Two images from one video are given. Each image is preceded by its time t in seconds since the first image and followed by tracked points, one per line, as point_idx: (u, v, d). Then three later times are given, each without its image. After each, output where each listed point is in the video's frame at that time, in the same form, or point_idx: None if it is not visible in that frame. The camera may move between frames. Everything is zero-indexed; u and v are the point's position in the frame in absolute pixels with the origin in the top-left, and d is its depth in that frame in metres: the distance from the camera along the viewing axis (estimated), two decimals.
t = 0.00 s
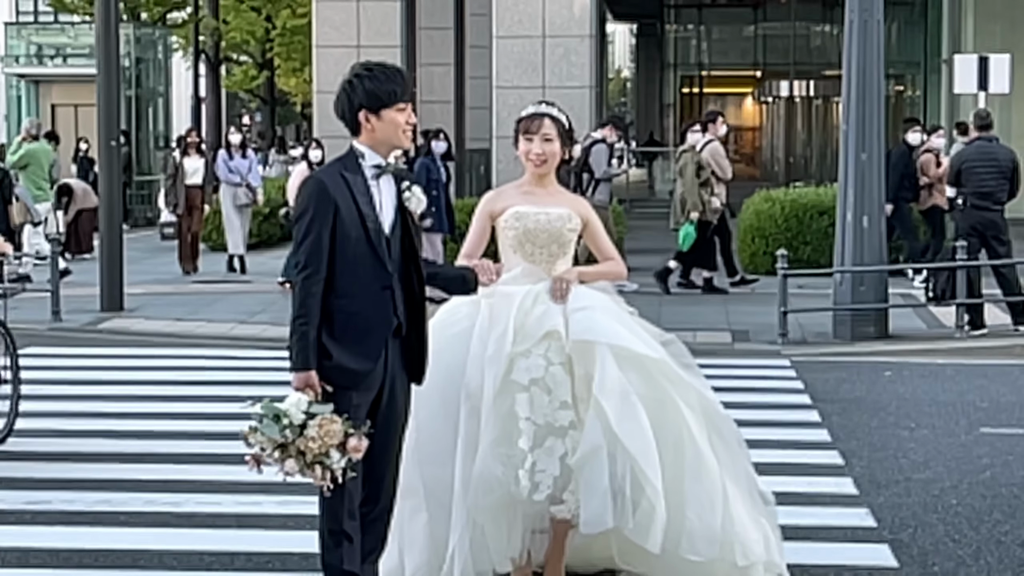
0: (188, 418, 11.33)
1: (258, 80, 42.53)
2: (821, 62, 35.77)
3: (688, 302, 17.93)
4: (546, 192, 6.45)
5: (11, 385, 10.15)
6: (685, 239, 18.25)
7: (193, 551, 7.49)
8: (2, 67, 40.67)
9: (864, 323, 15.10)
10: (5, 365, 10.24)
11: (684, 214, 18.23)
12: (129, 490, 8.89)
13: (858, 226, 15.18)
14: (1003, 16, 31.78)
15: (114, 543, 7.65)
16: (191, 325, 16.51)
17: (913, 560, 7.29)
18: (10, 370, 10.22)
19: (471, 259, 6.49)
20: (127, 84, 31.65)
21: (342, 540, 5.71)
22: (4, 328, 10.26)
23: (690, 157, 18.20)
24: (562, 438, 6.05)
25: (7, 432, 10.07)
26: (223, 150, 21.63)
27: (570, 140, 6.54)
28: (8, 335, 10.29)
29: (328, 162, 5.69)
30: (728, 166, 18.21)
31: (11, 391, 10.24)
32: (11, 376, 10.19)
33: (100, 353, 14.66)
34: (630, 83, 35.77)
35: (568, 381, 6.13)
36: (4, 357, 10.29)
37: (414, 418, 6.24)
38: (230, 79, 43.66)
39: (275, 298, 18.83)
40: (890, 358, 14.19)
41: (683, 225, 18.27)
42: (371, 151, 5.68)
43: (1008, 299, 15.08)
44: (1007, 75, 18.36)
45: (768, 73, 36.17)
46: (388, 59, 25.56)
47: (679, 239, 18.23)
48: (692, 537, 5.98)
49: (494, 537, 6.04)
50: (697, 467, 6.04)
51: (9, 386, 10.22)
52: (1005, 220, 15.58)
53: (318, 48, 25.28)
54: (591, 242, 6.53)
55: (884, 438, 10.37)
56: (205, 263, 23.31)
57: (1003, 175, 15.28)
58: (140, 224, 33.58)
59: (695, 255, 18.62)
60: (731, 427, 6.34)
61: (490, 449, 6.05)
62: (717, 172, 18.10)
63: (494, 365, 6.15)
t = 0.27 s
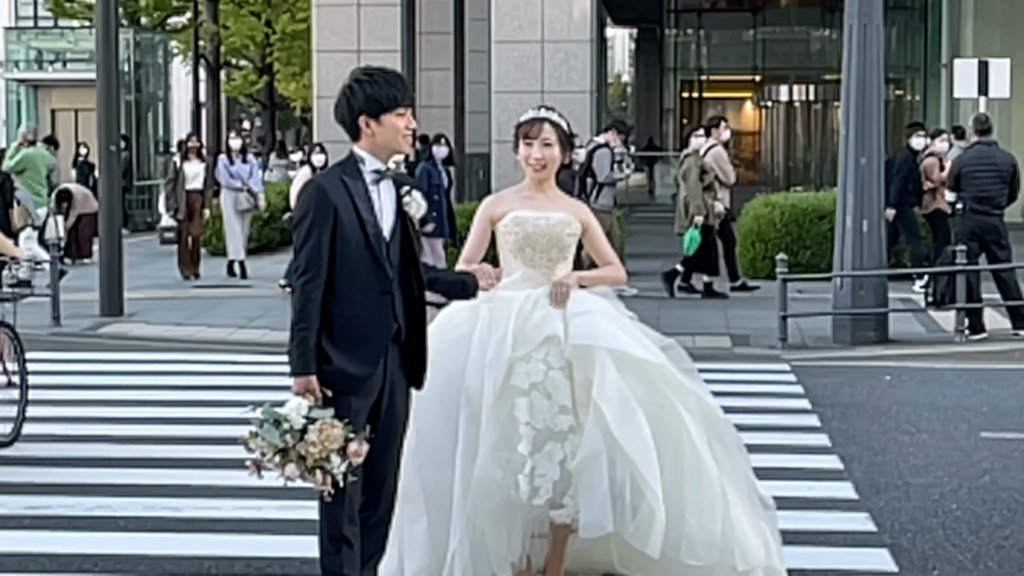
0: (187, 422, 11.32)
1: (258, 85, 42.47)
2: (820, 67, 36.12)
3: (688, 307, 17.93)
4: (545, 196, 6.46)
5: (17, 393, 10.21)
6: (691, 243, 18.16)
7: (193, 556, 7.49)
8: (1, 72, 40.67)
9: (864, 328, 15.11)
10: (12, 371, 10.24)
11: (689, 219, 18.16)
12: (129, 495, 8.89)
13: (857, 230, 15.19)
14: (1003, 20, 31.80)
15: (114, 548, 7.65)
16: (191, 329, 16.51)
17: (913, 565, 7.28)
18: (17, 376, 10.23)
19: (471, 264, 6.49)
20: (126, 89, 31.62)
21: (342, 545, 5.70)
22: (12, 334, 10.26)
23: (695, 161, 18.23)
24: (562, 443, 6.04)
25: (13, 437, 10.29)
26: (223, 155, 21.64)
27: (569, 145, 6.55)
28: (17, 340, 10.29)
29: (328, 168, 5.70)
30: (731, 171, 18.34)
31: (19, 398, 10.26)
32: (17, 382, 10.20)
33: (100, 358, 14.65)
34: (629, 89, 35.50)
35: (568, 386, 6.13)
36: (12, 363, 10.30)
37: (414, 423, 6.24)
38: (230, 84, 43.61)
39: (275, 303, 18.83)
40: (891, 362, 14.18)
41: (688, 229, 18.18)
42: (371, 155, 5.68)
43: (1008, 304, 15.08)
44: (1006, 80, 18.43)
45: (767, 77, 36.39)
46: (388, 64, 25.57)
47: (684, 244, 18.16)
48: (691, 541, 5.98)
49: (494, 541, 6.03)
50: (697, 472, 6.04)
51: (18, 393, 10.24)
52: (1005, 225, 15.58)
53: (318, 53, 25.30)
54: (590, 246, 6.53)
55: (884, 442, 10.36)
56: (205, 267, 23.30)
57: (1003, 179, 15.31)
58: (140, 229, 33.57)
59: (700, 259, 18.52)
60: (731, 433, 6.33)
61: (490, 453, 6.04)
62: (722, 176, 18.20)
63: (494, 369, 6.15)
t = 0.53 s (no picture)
0: (187, 427, 11.33)
1: (257, 89, 42.46)
2: (819, 71, 36.21)
3: (688, 311, 17.94)
4: (544, 201, 6.47)
5: (24, 396, 10.37)
6: (695, 247, 18.20)
7: (193, 560, 7.49)
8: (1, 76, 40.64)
9: (863, 331, 15.10)
10: (19, 373, 10.39)
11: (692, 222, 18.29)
12: (128, 500, 8.89)
13: (857, 234, 15.20)
14: (1002, 25, 31.90)
15: (113, 552, 7.65)
16: (190, 334, 16.50)
17: (911, 569, 7.29)
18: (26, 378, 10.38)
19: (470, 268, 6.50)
20: (125, 93, 31.58)
21: (341, 549, 5.70)
22: (19, 337, 10.41)
23: (696, 165, 18.17)
24: (561, 447, 6.03)
25: (20, 439, 10.43)
26: (224, 159, 21.67)
27: (568, 149, 6.56)
28: (23, 342, 10.44)
29: (327, 172, 5.70)
30: (734, 175, 18.18)
31: (26, 400, 10.43)
32: (25, 385, 10.34)
33: (100, 363, 14.64)
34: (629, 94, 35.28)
35: (568, 390, 6.12)
36: (18, 365, 10.44)
37: (413, 427, 6.24)
38: (229, 88, 43.61)
39: (275, 307, 18.82)
40: (890, 366, 14.18)
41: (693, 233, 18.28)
42: (371, 160, 5.69)
43: (1007, 307, 15.08)
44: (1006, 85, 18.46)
45: (767, 82, 36.48)
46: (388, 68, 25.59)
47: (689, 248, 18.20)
48: (691, 545, 5.97)
49: (493, 545, 6.03)
50: (697, 476, 6.04)
51: (25, 395, 10.41)
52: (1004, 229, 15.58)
53: (317, 57, 25.24)
54: (589, 250, 6.54)
55: (883, 446, 10.37)
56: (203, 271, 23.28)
57: (1002, 183, 15.31)
58: (140, 233, 33.55)
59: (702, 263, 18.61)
60: (731, 437, 6.33)
61: (489, 457, 6.04)
62: (723, 180, 18.09)
63: (494, 374, 6.15)
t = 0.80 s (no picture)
0: (187, 431, 11.32)
1: (256, 92, 42.45)
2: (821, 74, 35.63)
3: (687, 315, 17.94)
4: (543, 205, 6.48)
5: (30, 399, 10.41)
6: (699, 250, 18.21)
7: (192, 565, 7.49)
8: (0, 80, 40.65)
9: (862, 335, 15.11)
10: (25, 375, 10.43)
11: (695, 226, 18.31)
12: (127, 504, 8.89)
13: (856, 238, 15.20)
14: (1001, 30, 31.95)
15: (112, 556, 7.65)
16: (190, 338, 16.50)
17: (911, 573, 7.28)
18: (32, 383, 10.45)
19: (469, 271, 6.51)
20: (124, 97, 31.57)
21: (341, 553, 5.69)
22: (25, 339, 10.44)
23: (698, 168, 18.24)
24: (560, 451, 6.03)
25: (26, 440, 10.50)
26: (224, 163, 21.67)
27: (568, 153, 6.57)
28: (29, 345, 10.47)
29: (326, 176, 5.70)
30: (736, 178, 18.20)
31: (31, 405, 10.45)
32: (31, 390, 10.39)
33: (99, 366, 14.64)
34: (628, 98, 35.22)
35: (567, 394, 6.12)
36: (23, 369, 10.48)
37: (413, 431, 6.23)
38: (229, 91, 43.60)
39: (274, 311, 18.81)
40: (890, 370, 14.18)
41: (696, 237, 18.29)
42: (370, 163, 5.69)
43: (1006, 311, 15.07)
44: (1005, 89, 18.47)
45: (765, 85, 36.53)
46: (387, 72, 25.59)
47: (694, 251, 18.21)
48: (690, 549, 5.97)
49: (492, 549, 6.02)
50: (695, 479, 6.02)
51: (30, 400, 10.44)
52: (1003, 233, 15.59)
53: (316, 60, 25.27)
54: (587, 254, 6.55)
55: (883, 450, 10.37)
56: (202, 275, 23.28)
57: (1001, 188, 15.31)
58: (139, 237, 33.54)
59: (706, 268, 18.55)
60: (729, 441, 6.32)
61: (488, 461, 6.03)
62: (726, 183, 18.12)
63: (492, 378, 6.15)
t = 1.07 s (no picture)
0: (186, 434, 11.31)
1: (255, 96, 42.45)
2: (818, 78, 36.11)
3: (687, 318, 17.94)
4: (543, 208, 6.48)
5: (36, 401, 10.45)
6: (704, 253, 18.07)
7: (191, 568, 7.48)
8: None
9: (862, 339, 15.11)
10: (32, 377, 10.47)
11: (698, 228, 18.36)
12: (126, 507, 8.88)
13: (855, 241, 15.20)
14: (1001, 33, 31.96)
15: (111, 559, 7.64)
16: (189, 341, 16.49)
17: None
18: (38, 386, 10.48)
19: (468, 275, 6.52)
20: (123, 100, 31.59)
21: (340, 556, 5.69)
22: (32, 342, 10.49)
23: (701, 170, 18.28)
24: (559, 453, 6.03)
25: (32, 442, 10.54)
26: (224, 166, 21.66)
27: (568, 156, 6.57)
28: (35, 347, 10.52)
29: (326, 179, 5.70)
30: (739, 181, 18.24)
31: (37, 407, 10.50)
32: (37, 392, 10.43)
33: (98, 369, 14.63)
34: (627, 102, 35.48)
35: (566, 397, 6.12)
36: (30, 372, 10.51)
37: (412, 434, 6.23)
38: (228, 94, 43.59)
39: (273, 314, 18.80)
40: (889, 373, 14.18)
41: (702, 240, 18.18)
42: (369, 166, 5.69)
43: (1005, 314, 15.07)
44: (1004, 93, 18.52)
45: (764, 89, 36.55)
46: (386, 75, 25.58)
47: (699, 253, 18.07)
48: (689, 552, 5.95)
49: (492, 552, 6.01)
50: (695, 482, 6.01)
51: (37, 403, 10.48)
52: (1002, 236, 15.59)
53: (316, 64, 25.29)
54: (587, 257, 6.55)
55: (882, 453, 10.37)
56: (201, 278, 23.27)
57: (1001, 191, 15.32)
58: (139, 240, 33.54)
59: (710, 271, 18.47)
60: (729, 444, 6.31)
61: (487, 465, 6.03)
62: (728, 186, 18.20)
63: (492, 380, 6.15)
